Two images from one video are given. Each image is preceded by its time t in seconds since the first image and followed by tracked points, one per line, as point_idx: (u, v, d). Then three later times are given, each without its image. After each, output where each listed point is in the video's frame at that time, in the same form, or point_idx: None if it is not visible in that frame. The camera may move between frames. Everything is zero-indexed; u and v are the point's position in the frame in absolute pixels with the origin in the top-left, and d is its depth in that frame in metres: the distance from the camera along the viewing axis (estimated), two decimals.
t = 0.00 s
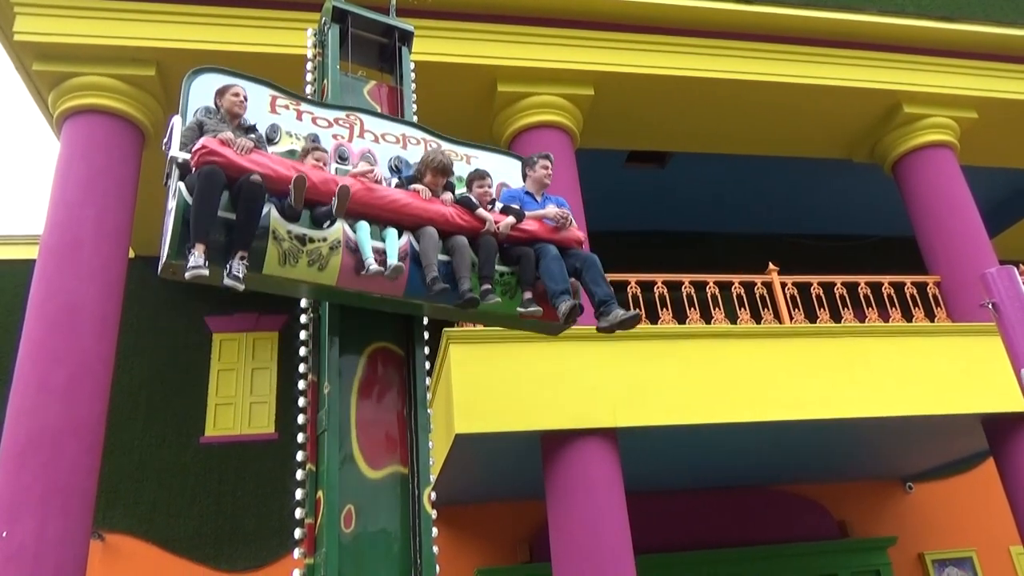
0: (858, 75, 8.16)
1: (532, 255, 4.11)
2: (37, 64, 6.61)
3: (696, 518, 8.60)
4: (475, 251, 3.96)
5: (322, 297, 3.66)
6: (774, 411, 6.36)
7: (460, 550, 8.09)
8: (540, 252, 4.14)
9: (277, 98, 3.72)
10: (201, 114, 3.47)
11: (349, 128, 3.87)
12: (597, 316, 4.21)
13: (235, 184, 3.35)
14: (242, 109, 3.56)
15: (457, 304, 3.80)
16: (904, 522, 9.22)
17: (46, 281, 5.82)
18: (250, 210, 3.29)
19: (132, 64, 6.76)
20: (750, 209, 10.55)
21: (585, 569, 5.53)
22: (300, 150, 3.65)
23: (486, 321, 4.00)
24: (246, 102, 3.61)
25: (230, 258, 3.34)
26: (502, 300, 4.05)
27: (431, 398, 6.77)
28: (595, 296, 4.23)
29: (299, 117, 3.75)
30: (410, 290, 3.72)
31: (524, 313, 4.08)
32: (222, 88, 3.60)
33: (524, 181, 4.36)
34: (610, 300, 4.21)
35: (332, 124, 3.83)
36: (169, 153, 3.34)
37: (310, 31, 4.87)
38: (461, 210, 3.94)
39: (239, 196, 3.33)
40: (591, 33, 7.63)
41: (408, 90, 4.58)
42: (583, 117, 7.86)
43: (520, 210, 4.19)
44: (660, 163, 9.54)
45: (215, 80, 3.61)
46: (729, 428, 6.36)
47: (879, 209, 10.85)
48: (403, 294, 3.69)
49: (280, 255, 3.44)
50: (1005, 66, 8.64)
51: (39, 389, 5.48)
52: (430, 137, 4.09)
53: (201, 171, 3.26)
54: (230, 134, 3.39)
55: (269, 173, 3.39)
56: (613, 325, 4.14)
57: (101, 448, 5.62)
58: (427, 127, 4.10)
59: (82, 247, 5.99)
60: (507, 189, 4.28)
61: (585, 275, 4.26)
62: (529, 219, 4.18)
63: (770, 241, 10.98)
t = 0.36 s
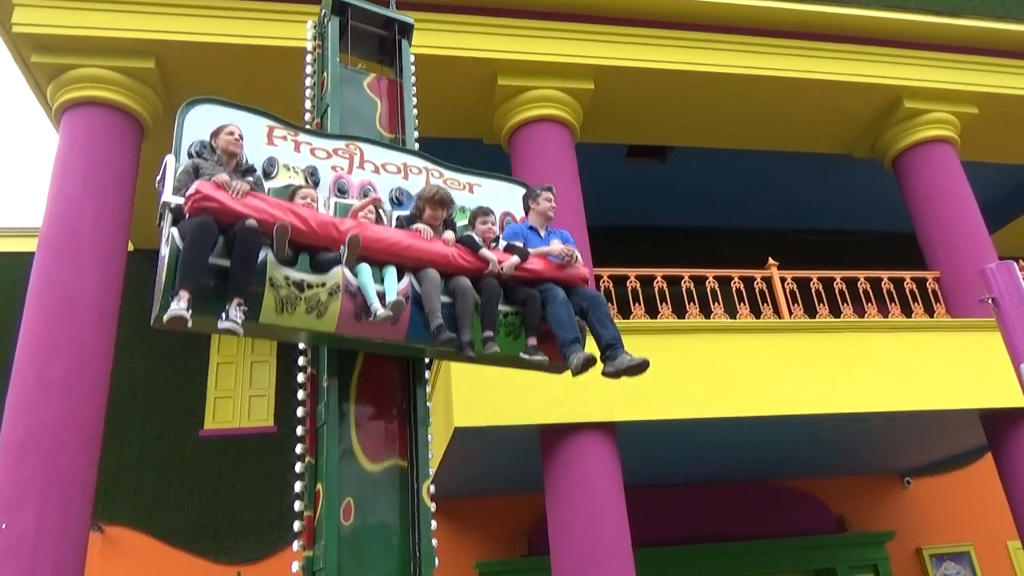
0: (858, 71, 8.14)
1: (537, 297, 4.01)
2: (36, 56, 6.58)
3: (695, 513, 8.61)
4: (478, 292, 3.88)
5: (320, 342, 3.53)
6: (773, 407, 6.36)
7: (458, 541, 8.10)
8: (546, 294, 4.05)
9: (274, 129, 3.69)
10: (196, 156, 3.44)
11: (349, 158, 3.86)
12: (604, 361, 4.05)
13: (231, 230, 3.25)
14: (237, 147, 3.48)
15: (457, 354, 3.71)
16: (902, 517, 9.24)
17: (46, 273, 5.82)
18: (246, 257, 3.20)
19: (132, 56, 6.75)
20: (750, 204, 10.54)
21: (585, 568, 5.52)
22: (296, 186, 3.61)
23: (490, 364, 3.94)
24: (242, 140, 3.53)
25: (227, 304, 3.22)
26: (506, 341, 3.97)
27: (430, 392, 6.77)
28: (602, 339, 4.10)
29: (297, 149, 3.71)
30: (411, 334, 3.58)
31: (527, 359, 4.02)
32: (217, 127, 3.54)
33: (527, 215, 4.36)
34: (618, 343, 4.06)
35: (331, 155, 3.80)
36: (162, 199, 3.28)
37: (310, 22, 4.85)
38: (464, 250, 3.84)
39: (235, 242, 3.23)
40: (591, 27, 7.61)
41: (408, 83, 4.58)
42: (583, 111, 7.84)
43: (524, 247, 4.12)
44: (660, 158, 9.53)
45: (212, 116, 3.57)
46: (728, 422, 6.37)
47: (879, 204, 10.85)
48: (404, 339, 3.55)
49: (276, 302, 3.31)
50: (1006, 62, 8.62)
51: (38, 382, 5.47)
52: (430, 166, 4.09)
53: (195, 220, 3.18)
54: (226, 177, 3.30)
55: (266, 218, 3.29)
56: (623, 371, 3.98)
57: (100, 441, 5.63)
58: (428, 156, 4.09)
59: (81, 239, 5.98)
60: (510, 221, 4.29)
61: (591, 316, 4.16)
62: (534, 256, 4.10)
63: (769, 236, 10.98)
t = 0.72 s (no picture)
0: (860, 66, 8.13)
1: (542, 354, 3.90)
2: (35, 47, 6.56)
3: (693, 508, 8.62)
4: (481, 346, 3.78)
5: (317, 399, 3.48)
6: (771, 403, 6.36)
7: (456, 533, 8.12)
8: (550, 350, 3.94)
9: (272, 175, 3.67)
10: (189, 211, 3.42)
11: (349, 204, 3.82)
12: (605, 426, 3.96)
13: (225, 296, 3.16)
14: (233, 200, 3.45)
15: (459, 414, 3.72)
16: (900, 513, 9.26)
17: (44, 266, 5.82)
18: (244, 330, 3.13)
19: (130, 48, 6.73)
20: (750, 199, 10.53)
21: (584, 565, 5.52)
22: (295, 237, 3.57)
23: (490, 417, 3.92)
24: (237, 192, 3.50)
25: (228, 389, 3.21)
26: (507, 395, 3.90)
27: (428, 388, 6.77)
28: (605, 403, 3.99)
29: (295, 196, 3.69)
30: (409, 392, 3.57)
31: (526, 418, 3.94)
32: (214, 176, 3.52)
33: (539, 260, 4.29)
34: (622, 409, 3.96)
35: (331, 201, 3.76)
36: (154, 260, 3.22)
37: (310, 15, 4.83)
38: (468, 307, 3.72)
39: (231, 311, 3.16)
40: (591, 21, 7.59)
41: (408, 77, 4.56)
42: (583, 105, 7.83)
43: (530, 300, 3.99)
44: (660, 153, 9.52)
45: (208, 163, 3.54)
46: (727, 416, 6.38)
47: (879, 200, 10.84)
48: (404, 398, 3.53)
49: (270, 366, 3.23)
50: (1007, 57, 8.60)
51: (38, 376, 5.47)
52: (432, 207, 4.04)
53: (188, 289, 3.09)
54: (221, 240, 3.19)
55: (261, 284, 3.19)
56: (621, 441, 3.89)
57: (99, 432, 5.63)
58: (430, 198, 4.04)
59: (80, 231, 5.97)
60: (516, 264, 4.24)
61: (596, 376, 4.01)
62: (540, 311, 3.98)
63: (769, 232, 10.97)
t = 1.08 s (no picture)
0: (862, 63, 8.12)
1: (534, 272, 3.97)
2: (33, 43, 6.54)
3: (691, 505, 8.63)
4: (474, 265, 3.84)
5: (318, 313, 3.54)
6: (770, 400, 6.37)
7: (455, 532, 8.12)
8: (543, 267, 4.01)
9: (273, 106, 3.69)
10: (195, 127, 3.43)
11: (348, 137, 3.84)
12: (602, 332, 4.02)
13: (230, 202, 3.22)
14: (236, 120, 3.50)
15: (454, 325, 3.70)
16: (898, 509, 9.28)
17: (43, 262, 5.81)
18: (245, 230, 3.16)
19: (129, 44, 6.71)
20: (749, 195, 10.53)
21: (582, 560, 5.54)
22: (296, 160, 3.60)
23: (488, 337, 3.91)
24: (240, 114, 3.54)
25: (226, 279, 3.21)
26: (503, 316, 3.92)
27: (427, 383, 6.77)
28: (599, 313, 4.08)
29: (296, 126, 3.71)
30: (407, 307, 3.60)
31: (523, 332, 3.97)
32: (216, 100, 3.54)
33: (533, 192, 4.33)
34: (616, 315, 4.05)
35: (330, 133, 3.79)
36: (162, 168, 3.26)
37: (309, 11, 4.82)
38: (462, 224, 3.80)
39: (234, 215, 3.19)
40: (592, 18, 7.58)
41: (408, 72, 4.56)
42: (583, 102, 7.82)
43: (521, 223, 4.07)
44: (660, 150, 9.51)
45: (212, 92, 3.59)
46: (726, 414, 6.38)
47: (878, 197, 10.83)
48: (401, 311, 3.56)
49: (275, 271, 3.29)
50: (1008, 55, 8.60)
51: (36, 369, 5.47)
52: (430, 145, 4.06)
53: (195, 191, 3.14)
54: (226, 148, 3.25)
55: (265, 191, 3.26)
56: (620, 343, 3.95)
57: (97, 427, 5.63)
58: (427, 135, 4.06)
59: (79, 227, 5.96)
60: (509, 199, 4.25)
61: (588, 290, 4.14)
62: (530, 232, 4.04)
63: (768, 228, 10.97)
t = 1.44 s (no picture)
0: (859, 61, 8.11)
1: (537, 306, 3.95)
2: (32, 38, 6.53)
3: (690, 502, 8.65)
4: (478, 300, 3.85)
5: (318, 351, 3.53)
6: (769, 397, 6.37)
7: (454, 528, 8.13)
8: (547, 300, 4.01)
9: (271, 132, 3.67)
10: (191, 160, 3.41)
11: (348, 162, 3.81)
12: (606, 367, 4.00)
13: (227, 238, 3.24)
14: (233, 152, 3.47)
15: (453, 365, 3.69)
16: (897, 507, 9.29)
17: (42, 258, 5.80)
18: (244, 267, 3.18)
19: (127, 39, 6.70)
20: (750, 193, 10.52)
21: (580, 555, 5.54)
22: (291, 190, 3.55)
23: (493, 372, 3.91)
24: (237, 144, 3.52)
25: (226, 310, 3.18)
26: (506, 350, 3.93)
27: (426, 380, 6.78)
28: (604, 346, 4.04)
29: (295, 152, 3.68)
30: (409, 344, 3.58)
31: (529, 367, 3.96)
32: (215, 131, 3.52)
33: (533, 218, 4.30)
34: (620, 349, 4.02)
35: (330, 158, 3.76)
36: (156, 206, 3.25)
37: (308, 7, 4.81)
38: (463, 257, 3.82)
39: (231, 251, 3.22)
40: (592, 15, 7.56)
41: (408, 69, 4.55)
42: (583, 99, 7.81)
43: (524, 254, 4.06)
44: (660, 147, 9.51)
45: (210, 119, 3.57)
46: (725, 411, 6.39)
47: (878, 195, 10.83)
48: (403, 348, 3.55)
49: (272, 314, 3.30)
50: (1009, 53, 8.59)
51: (36, 365, 5.47)
52: (431, 169, 4.04)
53: (192, 229, 3.17)
54: (223, 184, 3.27)
55: (263, 228, 3.26)
56: (625, 378, 3.93)
57: (96, 423, 5.63)
58: (428, 159, 4.04)
59: (78, 223, 5.95)
60: (511, 225, 4.23)
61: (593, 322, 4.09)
62: (533, 264, 4.05)
63: (768, 226, 10.98)
